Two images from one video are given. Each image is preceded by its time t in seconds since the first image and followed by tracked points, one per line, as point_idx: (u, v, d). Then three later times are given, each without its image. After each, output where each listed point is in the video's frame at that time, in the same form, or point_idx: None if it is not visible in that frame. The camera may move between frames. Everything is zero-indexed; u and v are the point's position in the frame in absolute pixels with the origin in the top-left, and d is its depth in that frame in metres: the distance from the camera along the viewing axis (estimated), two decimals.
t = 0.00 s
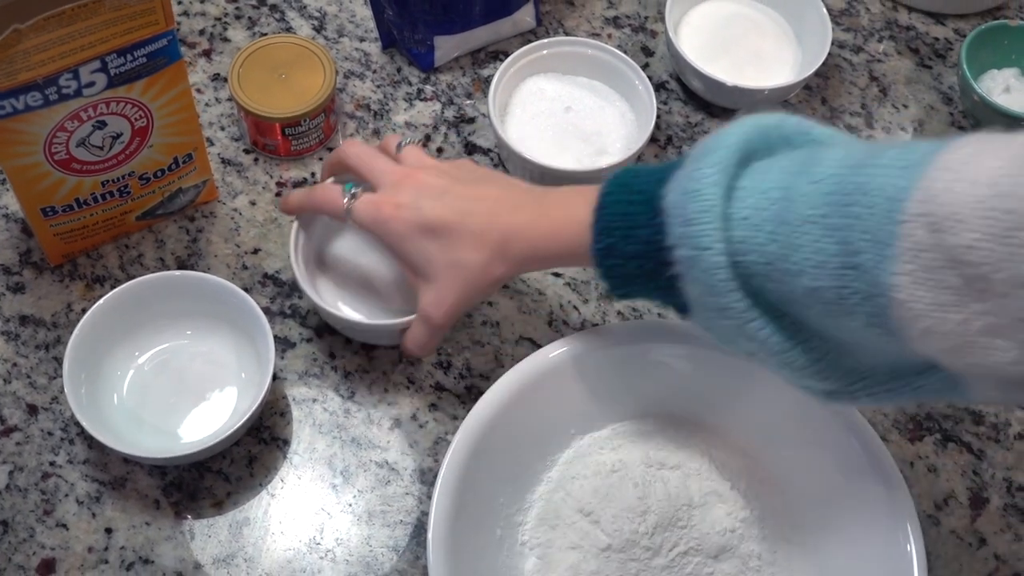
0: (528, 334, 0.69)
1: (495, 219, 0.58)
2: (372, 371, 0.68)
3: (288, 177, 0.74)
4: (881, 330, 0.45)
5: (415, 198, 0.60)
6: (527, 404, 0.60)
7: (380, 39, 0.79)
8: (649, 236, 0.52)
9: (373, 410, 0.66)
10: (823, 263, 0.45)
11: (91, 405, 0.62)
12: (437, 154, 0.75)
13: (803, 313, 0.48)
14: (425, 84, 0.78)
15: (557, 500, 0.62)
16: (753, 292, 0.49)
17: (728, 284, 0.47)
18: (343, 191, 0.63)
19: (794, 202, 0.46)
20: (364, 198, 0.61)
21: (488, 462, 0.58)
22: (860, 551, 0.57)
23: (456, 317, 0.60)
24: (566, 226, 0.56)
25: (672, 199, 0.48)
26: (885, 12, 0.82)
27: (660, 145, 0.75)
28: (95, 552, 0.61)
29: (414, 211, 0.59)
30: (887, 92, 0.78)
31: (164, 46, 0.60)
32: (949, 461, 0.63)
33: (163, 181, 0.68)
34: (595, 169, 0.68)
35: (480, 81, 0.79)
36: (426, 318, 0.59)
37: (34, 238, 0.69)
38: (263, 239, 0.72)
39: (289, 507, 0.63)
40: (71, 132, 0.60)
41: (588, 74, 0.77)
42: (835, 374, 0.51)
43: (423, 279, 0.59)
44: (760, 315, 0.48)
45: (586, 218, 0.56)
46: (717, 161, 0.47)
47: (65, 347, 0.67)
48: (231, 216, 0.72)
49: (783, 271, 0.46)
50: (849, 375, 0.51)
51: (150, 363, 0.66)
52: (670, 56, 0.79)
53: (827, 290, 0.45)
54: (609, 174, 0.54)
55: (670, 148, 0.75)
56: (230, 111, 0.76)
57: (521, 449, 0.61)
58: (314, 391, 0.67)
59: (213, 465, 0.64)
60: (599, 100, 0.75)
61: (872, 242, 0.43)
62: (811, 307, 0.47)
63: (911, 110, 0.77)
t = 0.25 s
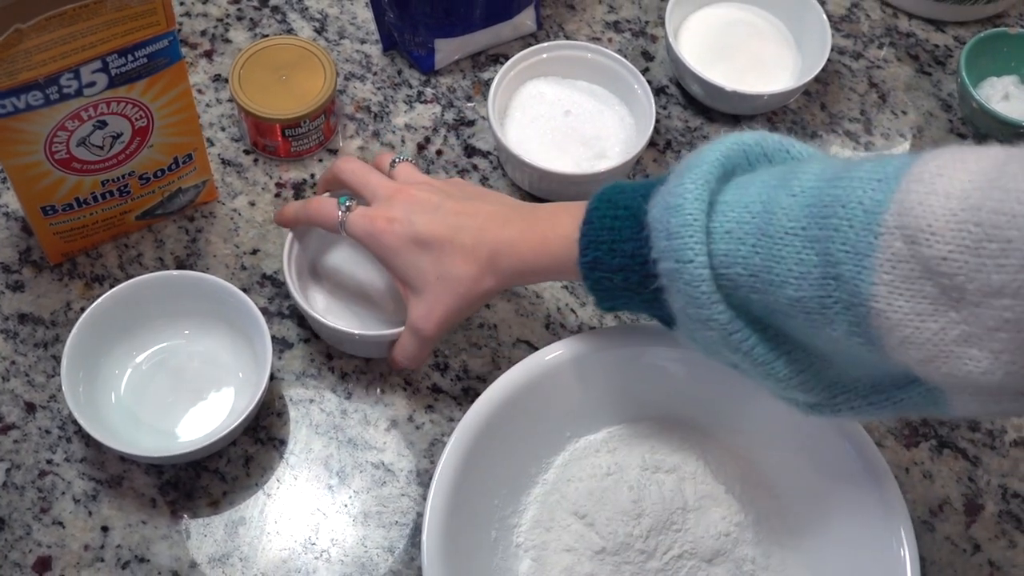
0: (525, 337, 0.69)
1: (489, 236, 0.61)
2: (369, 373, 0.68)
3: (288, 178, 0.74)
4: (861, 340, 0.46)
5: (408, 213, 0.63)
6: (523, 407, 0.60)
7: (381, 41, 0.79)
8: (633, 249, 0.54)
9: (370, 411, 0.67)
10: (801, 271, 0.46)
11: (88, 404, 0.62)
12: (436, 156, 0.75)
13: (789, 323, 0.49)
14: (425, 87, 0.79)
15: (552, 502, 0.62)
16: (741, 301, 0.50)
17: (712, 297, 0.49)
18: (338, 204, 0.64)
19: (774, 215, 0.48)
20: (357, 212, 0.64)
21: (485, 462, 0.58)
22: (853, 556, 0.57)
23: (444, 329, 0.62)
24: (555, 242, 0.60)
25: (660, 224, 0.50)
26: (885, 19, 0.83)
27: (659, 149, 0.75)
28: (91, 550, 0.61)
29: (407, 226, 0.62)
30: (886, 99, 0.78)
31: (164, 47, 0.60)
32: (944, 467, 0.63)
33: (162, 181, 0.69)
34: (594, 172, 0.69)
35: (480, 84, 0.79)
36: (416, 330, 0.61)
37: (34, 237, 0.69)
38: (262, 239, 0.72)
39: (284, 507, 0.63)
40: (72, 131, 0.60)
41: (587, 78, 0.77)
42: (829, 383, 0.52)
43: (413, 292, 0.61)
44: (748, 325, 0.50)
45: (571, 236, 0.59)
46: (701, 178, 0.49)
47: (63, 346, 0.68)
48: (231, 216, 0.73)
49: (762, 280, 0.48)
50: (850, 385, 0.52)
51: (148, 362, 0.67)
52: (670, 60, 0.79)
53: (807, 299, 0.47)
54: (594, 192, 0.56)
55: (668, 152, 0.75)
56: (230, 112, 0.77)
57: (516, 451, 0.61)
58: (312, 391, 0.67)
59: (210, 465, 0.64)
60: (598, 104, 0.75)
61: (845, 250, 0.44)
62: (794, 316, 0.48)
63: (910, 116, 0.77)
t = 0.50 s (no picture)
0: (522, 338, 0.69)
1: (608, 91, 0.59)
2: (365, 374, 0.68)
3: (287, 179, 0.75)
4: (943, 287, 0.49)
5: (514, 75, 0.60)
6: (516, 410, 0.60)
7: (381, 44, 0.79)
8: (754, 147, 0.52)
9: (365, 412, 0.67)
10: (919, 211, 0.48)
11: (84, 403, 0.63)
12: (434, 158, 0.76)
13: (872, 257, 0.50)
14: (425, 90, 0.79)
15: (546, 504, 0.62)
16: (839, 227, 0.50)
17: (826, 216, 0.49)
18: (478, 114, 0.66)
19: (911, 151, 0.49)
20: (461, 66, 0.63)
21: (479, 462, 0.59)
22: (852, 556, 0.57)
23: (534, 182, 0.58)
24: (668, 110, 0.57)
25: (798, 139, 0.50)
26: (885, 25, 0.83)
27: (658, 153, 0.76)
28: (87, 548, 0.61)
29: (501, 83, 0.60)
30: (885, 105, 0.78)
31: (163, 48, 0.60)
32: (938, 473, 0.63)
33: (161, 181, 0.69)
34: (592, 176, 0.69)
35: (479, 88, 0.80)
36: (507, 175, 0.56)
37: (33, 236, 0.69)
38: (260, 240, 0.72)
39: (279, 506, 0.63)
40: (71, 131, 0.61)
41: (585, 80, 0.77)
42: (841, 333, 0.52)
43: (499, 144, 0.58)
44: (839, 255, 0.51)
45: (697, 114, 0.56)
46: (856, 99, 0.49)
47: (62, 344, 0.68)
48: (229, 217, 0.73)
49: (881, 209, 0.49)
50: (841, 330, 0.53)
51: (145, 362, 0.67)
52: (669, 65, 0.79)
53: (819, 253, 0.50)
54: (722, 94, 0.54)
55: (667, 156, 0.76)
56: (230, 114, 0.77)
57: (509, 454, 0.61)
58: (308, 392, 0.67)
59: (205, 464, 0.64)
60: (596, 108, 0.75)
61: (971, 202, 0.47)
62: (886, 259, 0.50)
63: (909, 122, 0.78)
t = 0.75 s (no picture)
0: (517, 341, 0.69)
1: (667, 68, 0.58)
2: (361, 376, 0.68)
3: (285, 181, 0.75)
4: (980, 250, 0.45)
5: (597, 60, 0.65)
6: (508, 413, 0.60)
7: (381, 46, 0.80)
8: (793, 112, 0.50)
9: (360, 413, 0.67)
10: (943, 174, 0.45)
11: (80, 403, 0.63)
12: (432, 161, 0.76)
13: (909, 220, 0.47)
14: (424, 92, 0.79)
15: (539, 508, 0.62)
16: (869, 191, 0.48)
17: (853, 178, 0.47)
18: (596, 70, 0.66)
19: (940, 113, 0.45)
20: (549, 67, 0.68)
21: (472, 464, 0.59)
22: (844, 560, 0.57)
23: (629, 164, 0.64)
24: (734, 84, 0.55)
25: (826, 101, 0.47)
26: (885, 30, 0.83)
27: (656, 156, 0.77)
28: (81, 547, 0.61)
29: (594, 69, 0.64)
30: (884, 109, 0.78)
31: (160, 49, 0.60)
32: (934, 480, 0.63)
33: (159, 182, 0.69)
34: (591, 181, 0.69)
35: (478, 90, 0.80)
36: (599, 167, 0.64)
37: (32, 236, 0.70)
38: (258, 241, 0.72)
39: (273, 507, 0.63)
40: (68, 132, 0.61)
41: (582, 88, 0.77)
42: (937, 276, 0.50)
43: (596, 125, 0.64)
44: (875, 217, 0.48)
45: (743, 85, 0.54)
46: (889, 58, 0.46)
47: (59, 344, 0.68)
48: (227, 218, 0.73)
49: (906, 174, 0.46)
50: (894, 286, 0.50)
51: (141, 362, 0.67)
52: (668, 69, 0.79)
53: (942, 201, 0.45)
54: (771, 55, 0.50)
55: (665, 160, 0.77)
56: (230, 115, 0.77)
57: (502, 457, 0.61)
58: (303, 393, 0.67)
59: (200, 465, 0.65)
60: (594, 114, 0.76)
61: (995, 166, 0.43)
62: (919, 216, 0.46)
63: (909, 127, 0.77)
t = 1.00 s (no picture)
0: (512, 344, 0.69)
1: (717, 82, 0.58)
2: (355, 377, 0.68)
3: (282, 181, 0.75)
4: None
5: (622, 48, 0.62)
6: (499, 418, 0.60)
7: (379, 48, 0.80)
8: (875, 139, 0.50)
9: (354, 415, 0.67)
10: None
11: (74, 402, 0.63)
12: (429, 163, 0.76)
13: (989, 258, 0.47)
14: (422, 94, 0.79)
15: (532, 511, 0.62)
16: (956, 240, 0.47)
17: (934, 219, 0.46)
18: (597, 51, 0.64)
19: None
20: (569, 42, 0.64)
21: (464, 467, 0.59)
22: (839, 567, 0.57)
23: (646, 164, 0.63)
24: (795, 103, 0.56)
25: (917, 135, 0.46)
26: (885, 34, 0.82)
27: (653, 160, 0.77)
28: (74, 546, 0.61)
29: (622, 59, 0.61)
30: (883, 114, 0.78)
31: (156, 50, 0.61)
32: (929, 486, 0.63)
33: (156, 182, 0.69)
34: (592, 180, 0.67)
35: (476, 92, 0.80)
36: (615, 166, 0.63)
37: (30, 235, 0.70)
38: (254, 242, 0.72)
39: (266, 508, 0.63)
40: (64, 132, 0.61)
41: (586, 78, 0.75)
42: (979, 326, 0.49)
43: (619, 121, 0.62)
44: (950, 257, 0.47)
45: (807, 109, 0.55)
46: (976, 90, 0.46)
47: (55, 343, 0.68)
48: (224, 218, 0.73)
49: (990, 211, 0.46)
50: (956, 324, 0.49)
51: (136, 362, 0.67)
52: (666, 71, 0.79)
53: None
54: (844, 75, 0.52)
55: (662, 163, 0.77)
56: (228, 115, 0.77)
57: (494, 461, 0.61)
58: (298, 394, 0.67)
59: (194, 465, 0.65)
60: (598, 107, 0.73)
61: None
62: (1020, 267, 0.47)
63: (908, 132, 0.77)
